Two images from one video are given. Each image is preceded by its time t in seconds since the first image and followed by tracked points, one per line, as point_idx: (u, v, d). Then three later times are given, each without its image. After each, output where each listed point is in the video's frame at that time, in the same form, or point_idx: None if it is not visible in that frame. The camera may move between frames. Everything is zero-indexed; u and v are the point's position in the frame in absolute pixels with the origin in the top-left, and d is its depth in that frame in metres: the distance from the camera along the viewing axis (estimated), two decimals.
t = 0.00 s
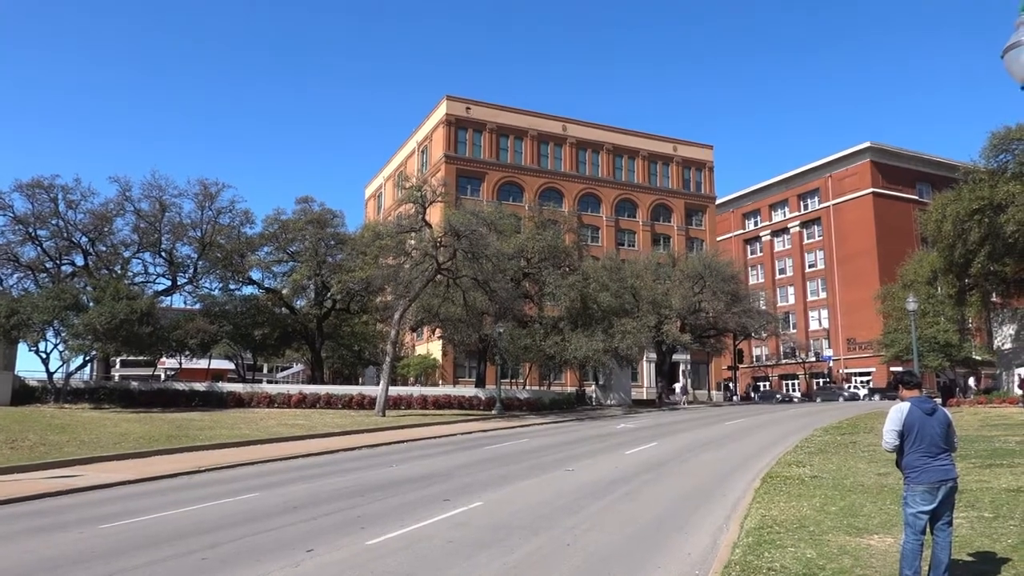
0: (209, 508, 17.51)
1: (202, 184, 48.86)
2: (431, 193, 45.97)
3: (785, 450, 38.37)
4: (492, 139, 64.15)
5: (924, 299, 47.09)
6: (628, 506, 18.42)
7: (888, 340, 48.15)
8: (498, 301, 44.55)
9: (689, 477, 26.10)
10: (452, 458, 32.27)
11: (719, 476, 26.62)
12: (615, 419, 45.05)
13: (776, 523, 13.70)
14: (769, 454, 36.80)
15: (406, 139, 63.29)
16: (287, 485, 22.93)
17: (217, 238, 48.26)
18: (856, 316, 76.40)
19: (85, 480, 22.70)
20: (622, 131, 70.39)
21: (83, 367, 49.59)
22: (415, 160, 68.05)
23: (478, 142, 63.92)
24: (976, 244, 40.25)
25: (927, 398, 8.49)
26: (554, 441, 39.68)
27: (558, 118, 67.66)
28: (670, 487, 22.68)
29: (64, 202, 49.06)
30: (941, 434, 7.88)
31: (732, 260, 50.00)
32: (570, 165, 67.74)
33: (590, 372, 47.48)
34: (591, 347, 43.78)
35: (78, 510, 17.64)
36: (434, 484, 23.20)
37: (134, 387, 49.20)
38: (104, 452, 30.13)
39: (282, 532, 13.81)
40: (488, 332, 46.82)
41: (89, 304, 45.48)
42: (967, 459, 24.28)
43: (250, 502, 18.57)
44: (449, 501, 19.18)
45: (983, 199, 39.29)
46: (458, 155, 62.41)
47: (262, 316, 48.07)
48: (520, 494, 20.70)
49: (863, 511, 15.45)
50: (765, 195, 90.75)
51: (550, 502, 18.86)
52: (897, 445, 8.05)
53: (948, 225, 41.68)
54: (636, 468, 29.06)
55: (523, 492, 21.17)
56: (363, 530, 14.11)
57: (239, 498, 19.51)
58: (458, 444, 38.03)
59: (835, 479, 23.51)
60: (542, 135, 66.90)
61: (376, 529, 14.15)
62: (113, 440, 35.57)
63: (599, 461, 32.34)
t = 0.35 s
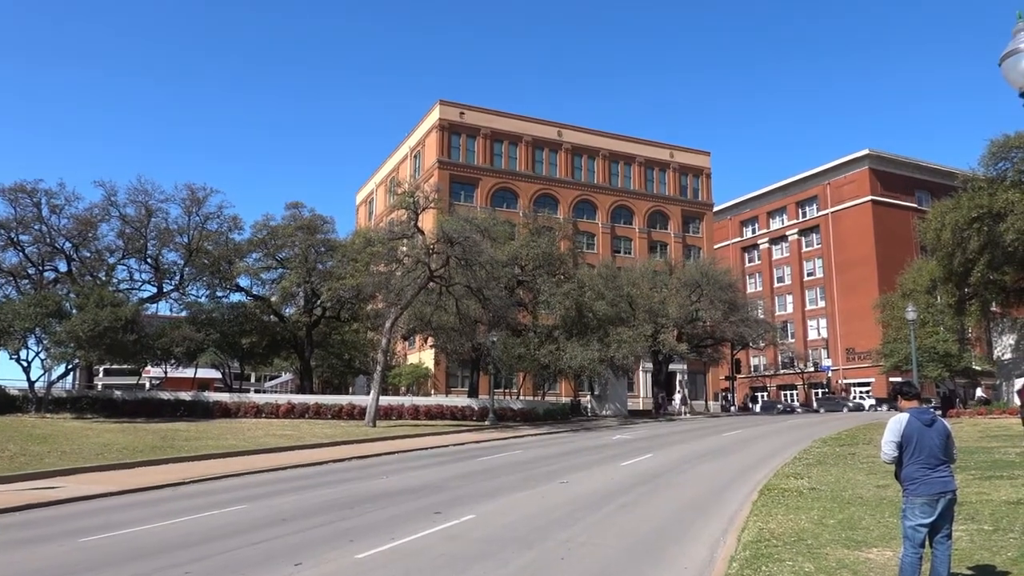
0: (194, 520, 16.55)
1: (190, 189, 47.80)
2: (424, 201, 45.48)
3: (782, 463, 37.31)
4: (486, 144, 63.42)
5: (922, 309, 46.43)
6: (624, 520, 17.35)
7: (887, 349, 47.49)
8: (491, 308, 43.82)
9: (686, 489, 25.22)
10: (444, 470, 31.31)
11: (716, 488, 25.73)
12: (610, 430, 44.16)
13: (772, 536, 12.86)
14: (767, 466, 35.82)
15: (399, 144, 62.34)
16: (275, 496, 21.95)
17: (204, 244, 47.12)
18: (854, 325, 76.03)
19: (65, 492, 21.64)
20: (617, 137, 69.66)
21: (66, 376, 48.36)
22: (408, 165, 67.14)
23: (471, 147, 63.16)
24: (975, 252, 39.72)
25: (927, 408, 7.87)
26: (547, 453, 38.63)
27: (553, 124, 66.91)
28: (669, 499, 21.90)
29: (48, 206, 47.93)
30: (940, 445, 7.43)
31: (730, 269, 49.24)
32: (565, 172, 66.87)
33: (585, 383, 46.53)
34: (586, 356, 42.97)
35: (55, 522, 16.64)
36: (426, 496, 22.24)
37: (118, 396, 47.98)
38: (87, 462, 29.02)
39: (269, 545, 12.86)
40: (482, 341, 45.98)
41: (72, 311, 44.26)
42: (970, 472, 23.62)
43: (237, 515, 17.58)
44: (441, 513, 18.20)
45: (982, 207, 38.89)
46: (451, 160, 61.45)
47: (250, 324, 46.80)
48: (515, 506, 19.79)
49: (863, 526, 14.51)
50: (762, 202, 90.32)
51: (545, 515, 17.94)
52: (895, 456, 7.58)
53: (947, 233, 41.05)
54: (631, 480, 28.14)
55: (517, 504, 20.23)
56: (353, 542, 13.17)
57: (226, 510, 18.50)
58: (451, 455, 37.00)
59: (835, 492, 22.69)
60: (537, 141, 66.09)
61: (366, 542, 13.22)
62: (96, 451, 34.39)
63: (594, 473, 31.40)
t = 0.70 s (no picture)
0: (163, 535, 14.11)
1: (166, 182, 44.86)
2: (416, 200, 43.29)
3: (791, 478, 34.55)
4: (481, 138, 59.72)
5: (942, 313, 43.71)
6: (631, 538, 14.60)
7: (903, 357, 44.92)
8: (485, 312, 41.48)
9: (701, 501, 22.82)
10: (436, 482, 28.74)
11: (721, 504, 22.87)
12: (611, 442, 41.49)
13: (781, 554, 10.50)
14: (778, 480, 33.24)
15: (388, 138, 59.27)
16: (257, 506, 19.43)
17: (180, 242, 44.13)
18: (870, 332, 73.53)
19: (25, 505, 19.21)
20: (618, 131, 67.02)
21: (32, 380, 45.37)
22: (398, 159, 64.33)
23: (466, 141, 59.63)
24: (999, 254, 37.31)
25: (945, 421, 7.75)
26: (546, 465, 36.01)
27: (552, 117, 64.27)
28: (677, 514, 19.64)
29: (14, 200, 44.94)
30: (959, 458, 7.30)
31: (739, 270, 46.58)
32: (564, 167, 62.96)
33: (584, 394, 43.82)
34: (586, 364, 40.45)
35: (4, 535, 14.15)
36: (419, 510, 19.74)
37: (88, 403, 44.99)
38: (55, 472, 26.45)
39: (258, 560, 10.62)
40: (477, 347, 43.39)
41: (39, 312, 41.32)
42: (985, 486, 20.82)
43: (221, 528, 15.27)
44: (435, 528, 15.76)
45: (1003, 207, 36.12)
46: (444, 155, 58.16)
47: (229, 327, 43.85)
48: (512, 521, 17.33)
49: (871, 535, 12.96)
50: (773, 202, 87.68)
51: (546, 529, 15.50)
52: (912, 470, 7.39)
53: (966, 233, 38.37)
54: (633, 493, 25.65)
55: (515, 518, 17.73)
56: (340, 557, 10.88)
57: (203, 525, 16.13)
58: (444, 468, 34.37)
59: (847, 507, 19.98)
60: (535, 134, 62.38)
61: (354, 557, 10.92)
62: (65, 461, 31.66)
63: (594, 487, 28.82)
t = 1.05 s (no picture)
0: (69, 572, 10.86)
1: (131, 177, 41.37)
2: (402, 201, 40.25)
3: (802, 503, 30.72)
4: (474, 132, 50.87)
5: (970, 324, 40.25)
6: (636, 563, 11.49)
7: (928, 371, 41.43)
8: (476, 319, 38.29)
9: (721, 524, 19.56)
10: (424, 504, 25.35)
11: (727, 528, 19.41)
12: (612, 461, 37.93)
13: None
14: (795, 503, 29.79)
15: (373, 131, 55.37)
16: (208, 532, 16.15)
17: (145, 242, 40.59)
18: (895, 341, 69.25)
19: None
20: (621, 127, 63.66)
21: None
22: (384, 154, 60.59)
23: (457, 134, 50.72)
24: None
25: (974, 438, 6.53)
26: (543, 486, 32.57)
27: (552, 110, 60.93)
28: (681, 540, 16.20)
29: None
30: (990, 481, 6.20)
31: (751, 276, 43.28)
32: (564, 163, 53.40)
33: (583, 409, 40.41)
34: (585, 376, 37.15)
35: None
36: (409, 533, 16.61)
37: (44, 417, 41.28)
38: None
39: None
40: (468, 358, 40.07)
41: None
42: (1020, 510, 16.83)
43: (166, 560, 12.14)
44: (419, 554, 12.55)
45: None
46: (432, 148, 49.35)
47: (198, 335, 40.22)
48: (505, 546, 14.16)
49: (885, 556, 11.12)
50: (789, 202, 82.02)
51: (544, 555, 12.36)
52: (937, 493, 6.30)
53: (997, 237, 35.37)
54: (637, 518, 22.24)
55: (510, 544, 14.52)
56: None
57: (155, 555, 13.11)
58: (429, 489, 30.85)
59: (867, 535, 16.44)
60: (532, 127, 52.88)
61: None
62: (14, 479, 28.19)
63: (592, 509, 25.33)
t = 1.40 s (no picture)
0: None
1: (90, 167, 38.05)
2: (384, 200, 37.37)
3: (815, 526, 26.34)
4: (464, 121, 47.72)
5: (995, 332, 36.90)
6: None
7: (951, 383, 38.50)
8: (465, 325, 35.41)
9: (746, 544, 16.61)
10: (409, 525, 22.44)
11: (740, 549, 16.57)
12: (611, 480, 34.84)
13: None
14: (810, 523, 26.78)
15: (354, 120, 52.25)
16: (150, 559, 13.31)
17: (105, 238, 36.96)
18: (916, 353, 63.28)
19: None
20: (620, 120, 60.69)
21: None
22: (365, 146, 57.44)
23: (445, 124, 47.57)
24: None
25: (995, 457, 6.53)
26: (537, 506, 29.56)
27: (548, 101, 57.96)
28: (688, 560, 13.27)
29: None
30: (1016, 500, 6.18)
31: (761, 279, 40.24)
32: (561, 156, 50.25)
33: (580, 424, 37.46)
34: (582, 387, 34.38)
35: None
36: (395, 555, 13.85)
37: None
38: None
39: None
40: (456, 367, 37.07)
41: None
42: None
43: None
44: None
45: None
46: (418, 140, 46.25)
47: (162, 341, 36.90)
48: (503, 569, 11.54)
49: None
50: (803, 199, 75.56)
51: None
52: (960, 513, 6.27)
53: None
54: (649, 539, 19.45)
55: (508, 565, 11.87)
56: None
57: None
58: (411, 508, 27.82)
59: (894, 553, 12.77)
60: (527, 117, 49.74)
61: None
62: None
63: (592, 531, 22.34)
